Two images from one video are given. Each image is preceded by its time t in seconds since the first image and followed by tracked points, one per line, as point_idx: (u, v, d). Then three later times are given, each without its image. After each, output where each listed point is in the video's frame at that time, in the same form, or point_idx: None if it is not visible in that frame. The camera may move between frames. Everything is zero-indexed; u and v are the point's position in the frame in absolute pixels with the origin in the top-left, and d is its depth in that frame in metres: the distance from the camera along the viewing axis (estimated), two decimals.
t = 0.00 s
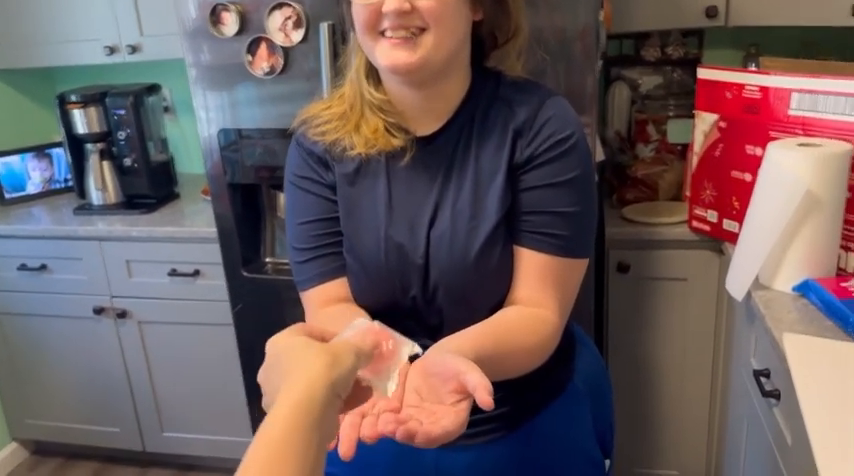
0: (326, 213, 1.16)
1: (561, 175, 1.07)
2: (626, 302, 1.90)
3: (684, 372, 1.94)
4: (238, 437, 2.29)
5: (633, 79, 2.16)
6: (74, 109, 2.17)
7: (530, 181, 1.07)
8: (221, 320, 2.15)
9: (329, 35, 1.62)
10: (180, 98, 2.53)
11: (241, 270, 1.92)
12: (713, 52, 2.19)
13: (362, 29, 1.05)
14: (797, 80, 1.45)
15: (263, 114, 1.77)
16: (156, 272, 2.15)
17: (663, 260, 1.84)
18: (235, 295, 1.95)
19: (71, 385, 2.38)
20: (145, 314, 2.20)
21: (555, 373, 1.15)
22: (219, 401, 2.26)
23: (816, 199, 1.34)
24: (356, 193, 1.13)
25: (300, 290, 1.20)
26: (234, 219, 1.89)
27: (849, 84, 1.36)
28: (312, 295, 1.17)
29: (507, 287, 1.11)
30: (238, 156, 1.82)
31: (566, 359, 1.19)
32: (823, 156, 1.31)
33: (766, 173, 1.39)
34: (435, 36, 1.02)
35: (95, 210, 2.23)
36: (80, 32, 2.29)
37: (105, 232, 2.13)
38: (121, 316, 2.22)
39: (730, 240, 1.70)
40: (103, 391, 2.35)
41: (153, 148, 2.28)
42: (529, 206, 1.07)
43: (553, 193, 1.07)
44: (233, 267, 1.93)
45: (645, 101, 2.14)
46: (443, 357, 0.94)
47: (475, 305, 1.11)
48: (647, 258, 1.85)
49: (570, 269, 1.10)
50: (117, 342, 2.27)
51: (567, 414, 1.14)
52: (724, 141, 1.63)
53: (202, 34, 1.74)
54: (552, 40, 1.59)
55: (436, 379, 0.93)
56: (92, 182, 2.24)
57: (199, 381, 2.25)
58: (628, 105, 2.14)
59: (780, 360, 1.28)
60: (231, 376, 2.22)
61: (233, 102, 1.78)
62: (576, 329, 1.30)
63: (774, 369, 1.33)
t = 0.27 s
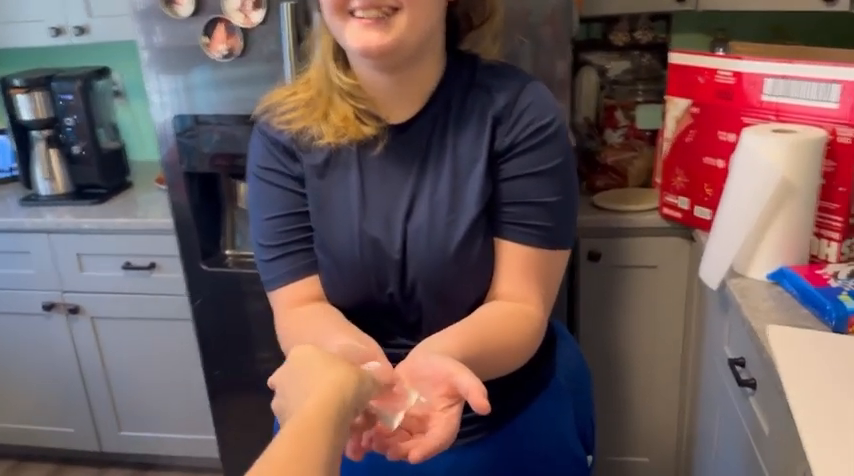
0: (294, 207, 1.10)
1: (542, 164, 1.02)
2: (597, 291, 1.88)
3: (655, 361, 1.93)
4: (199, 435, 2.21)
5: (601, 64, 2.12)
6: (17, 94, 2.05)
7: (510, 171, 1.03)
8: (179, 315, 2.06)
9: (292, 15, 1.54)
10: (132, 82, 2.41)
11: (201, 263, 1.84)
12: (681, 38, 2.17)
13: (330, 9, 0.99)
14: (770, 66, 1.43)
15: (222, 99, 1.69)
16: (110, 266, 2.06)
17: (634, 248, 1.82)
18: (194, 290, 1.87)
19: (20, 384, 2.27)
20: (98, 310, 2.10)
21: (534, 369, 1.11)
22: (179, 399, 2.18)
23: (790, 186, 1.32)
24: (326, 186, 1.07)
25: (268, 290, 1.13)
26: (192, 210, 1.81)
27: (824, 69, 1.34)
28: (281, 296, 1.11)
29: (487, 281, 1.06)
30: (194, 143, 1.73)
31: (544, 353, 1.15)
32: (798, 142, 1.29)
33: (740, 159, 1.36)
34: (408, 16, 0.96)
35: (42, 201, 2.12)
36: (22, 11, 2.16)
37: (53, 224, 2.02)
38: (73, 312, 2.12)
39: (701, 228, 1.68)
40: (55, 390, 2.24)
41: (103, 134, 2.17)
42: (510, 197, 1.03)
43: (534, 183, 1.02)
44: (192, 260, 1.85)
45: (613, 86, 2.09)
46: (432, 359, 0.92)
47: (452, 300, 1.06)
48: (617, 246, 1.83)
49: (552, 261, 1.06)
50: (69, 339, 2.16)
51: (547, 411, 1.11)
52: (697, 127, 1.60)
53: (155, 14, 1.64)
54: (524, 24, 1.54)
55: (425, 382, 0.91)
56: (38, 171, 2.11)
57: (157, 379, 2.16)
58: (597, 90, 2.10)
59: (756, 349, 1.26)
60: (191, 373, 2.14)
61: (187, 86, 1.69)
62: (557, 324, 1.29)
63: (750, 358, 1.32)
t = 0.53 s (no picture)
0: (297, 200, 1.06)
1: (551, 152, 1.01)
2: (594, 285, 1.87)
3: (651, 354, 1.92)
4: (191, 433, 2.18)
5: (595, 55, 2.14)
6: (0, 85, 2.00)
7: (519, 159, 1.02)
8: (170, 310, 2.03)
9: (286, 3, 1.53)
10: (118, 73, 2.35)
11: (192, 258, 1.81)
12: (675, 29, 2.14)
13: None
14: (772, 56, 1.41)
15: (209, 90, 1.64)
16: (97, 260, 2.01)
17: (631, 241, 1.81)
18: (186, 285, 1.84)
19: (6, 381, 2.22)
20: (86, 306, 2.06)
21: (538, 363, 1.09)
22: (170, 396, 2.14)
23: (793, 178, 1.31)
24: (329, 178, 1.04)
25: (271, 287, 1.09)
26: (183, 204, 1.77)
27: (826, 60, 1.33)
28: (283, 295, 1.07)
29: (496, 274, 1.04)
30: (184, 135, 1.69)
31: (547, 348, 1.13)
32: (802, 133, 1.28)
33: (743, 151, 1.35)
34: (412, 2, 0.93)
35: (27, 195, 2.07)
36: None
37: (39, 218, 1.98)
38: (60, 308, 2.07)
39: (700, 220, 1.67)
40: (43, 387, 2.20)
41: (90, 127, 2.12)
42: (518, 187, 1.02)
43: (543, 171, 1.01)
44: (183, 255, 1.81)
45: (608, 77, 2.08)
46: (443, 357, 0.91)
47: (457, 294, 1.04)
48: (615, 239, 1.81)
49: (561, 253, 1.04)
50: (56, 335, 2.12)
51: (551, 408, 1.09)
52: (696, 119, 1.59)
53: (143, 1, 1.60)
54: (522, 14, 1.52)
55: (436, 379, 0.89)
56: (23, 165, 2.08)
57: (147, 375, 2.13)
58: (591, 82, 2.08)
59: (759, 343, 1.25)
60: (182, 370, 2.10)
61: (176, 79, 1.65)
62: (562, 317, 1.26)
63: (752, 351, 1.31)
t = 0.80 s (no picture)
0: (318, 217, 1.10)
1: (563, 172, 1.05)
2: (602, 300, 1.90)
3: (658, 368, 1.95)
4: (202, 442, 2.21)
5: (603, 75, 2.19)
6: (23, 100, 2.04)
7: (532, 179, 1.05)
8: (184, 321, 2.07)
9: (304, 26, 1.57)
10: (138, 89, 2.42)
11: (208, 270, 1.85)
12: (681, 48, 2.19)
13: (355, 25, 1.01)
14: (777, 79, 1.45)
15: (228, 104, 1.70)
16: (114, 272, 2.05)
17: (638, 257, 1.84)
18: (202, 296, 1.88)
19: (22, 390, 2.26)
20: (102, 316, 2.10)
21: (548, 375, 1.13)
22: (183, 405, 2.18)
23: (797, 198, 1.35)
24: (350, 196, 1.08)
25: (292, 298, 1.13)
26: (201, 217, 1.81)
27: (830, 84, 1.37)
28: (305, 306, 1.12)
29: (510, 286, 1.08)
30: (201, 150, 1.74)
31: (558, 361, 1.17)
32: (807, 154, 1.32)
33: (747, 170, 1.38)
34: (432, 33, 0.99)
35: (47, 207, 2.12)
36: (27, 17, 2.16)
37: (58, 230, 2.02)
38: (77, 318, 2.11)
39: (706, 238, 1.70)
40: (57, 396, 2.24)
41: (109, 141, 2.18)
42: (531, 206, 1.05)
43: (555, 191, 1.05)
44: (200, 267, 1.85)
45: (615, 97, 2.14)
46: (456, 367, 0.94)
47: (471, 306, 1.08)
48: (622, 255, 1.85)
49: (572, 269, 1.07)
50: (71, 344, 2.16)
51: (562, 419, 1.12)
52: (702, 139, 1.63)
53: (165, 20, 1.65)
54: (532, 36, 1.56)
55: (452, 385, 0.92)
56: (43, 177, 2.12)
57: (160, 385, 2.16)
58: (598, 101, 2.14)
59: (764, 358, 1.28)
60: (195, 380, 2.14)
61: (193, 90, 1.69)
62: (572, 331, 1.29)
63: (757, 367, 1.34)
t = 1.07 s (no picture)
0: (335, 242, 1.17)
1: (565, 204, 1.11)
2: (609, 331, 1.94)
3: (663, 400, 1.98)
4: (216, 463, 2.26)
5: (613, 112, 2.26)
6: (57, 129, 2.15)
7: (536, 210, 1.12)
8: (203, 343, 2.13)
9: (326, 66, 1.66)
10: (165, 120, 2.53)
11: (228, 294, 1.92)
12: (690, 89, 2.26)
13: (379, 78, 1.10)
14: (777, 120, 1.51)
15: (251, 137, 1.78)
16: (137, 294, 2.13)
17: (644, 291, 1.89)
18: (221, 319, 1.95)
19: (43, 407, 2.33)
20: (123, 337, 2.18)
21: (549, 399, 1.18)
22: (198, 427, 2.23)
23: (795, 235, 1.39)
24: (366, 223, 1.15)
25: (307, 317, 1.20)
26: (222, 243, 1.89)
27: (828, 126, 1.42)
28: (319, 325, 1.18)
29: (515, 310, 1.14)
30: (224, 180, 1.82)
31: (559, 386, 1.22)
32: (803, 194, 1.37)
33: (747, 208, 1.44)
34: (448, 86, 1.08)
35: (75, 231, 2.21)
36: (64, 51, 2.28)
37: (85, 253, 2.11)
38: (99, 339, 2.19)
39: (709, 272, 1.75)
40: (78, 414, 2.30)
41: (136, 169, 2.27)
42: (535, 235, 1.12)
43: (558, 221, 1.11)
44: (220, 291, 1.93)
45: (624, 134, 2.20)
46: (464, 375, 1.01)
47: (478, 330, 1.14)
48: (628, 288, 1.90)
49: (572, 295, 1.14)
50: (93, 364, 2.23)
51: (560, 440, 1.18)
52: (705, 177, 1.69)
53: (195, 57, 1.75)
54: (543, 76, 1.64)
55: (455, 392, 0.98)
56: (73, 203, 2.22)
57: (177, 405, 2.22)
58: (607, 137, 2.20)
59: (761, 389, 1.32)
60: (210, 401, 2.20)
61: (219, 123, 1.78)
62: (575, 357, 1.35)
63: (756, 398, 1.38)
